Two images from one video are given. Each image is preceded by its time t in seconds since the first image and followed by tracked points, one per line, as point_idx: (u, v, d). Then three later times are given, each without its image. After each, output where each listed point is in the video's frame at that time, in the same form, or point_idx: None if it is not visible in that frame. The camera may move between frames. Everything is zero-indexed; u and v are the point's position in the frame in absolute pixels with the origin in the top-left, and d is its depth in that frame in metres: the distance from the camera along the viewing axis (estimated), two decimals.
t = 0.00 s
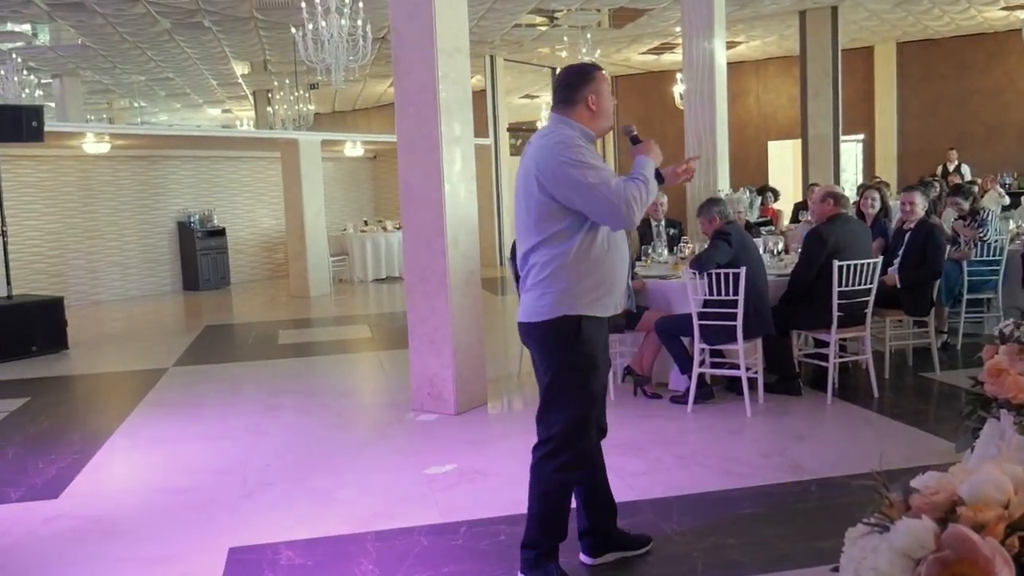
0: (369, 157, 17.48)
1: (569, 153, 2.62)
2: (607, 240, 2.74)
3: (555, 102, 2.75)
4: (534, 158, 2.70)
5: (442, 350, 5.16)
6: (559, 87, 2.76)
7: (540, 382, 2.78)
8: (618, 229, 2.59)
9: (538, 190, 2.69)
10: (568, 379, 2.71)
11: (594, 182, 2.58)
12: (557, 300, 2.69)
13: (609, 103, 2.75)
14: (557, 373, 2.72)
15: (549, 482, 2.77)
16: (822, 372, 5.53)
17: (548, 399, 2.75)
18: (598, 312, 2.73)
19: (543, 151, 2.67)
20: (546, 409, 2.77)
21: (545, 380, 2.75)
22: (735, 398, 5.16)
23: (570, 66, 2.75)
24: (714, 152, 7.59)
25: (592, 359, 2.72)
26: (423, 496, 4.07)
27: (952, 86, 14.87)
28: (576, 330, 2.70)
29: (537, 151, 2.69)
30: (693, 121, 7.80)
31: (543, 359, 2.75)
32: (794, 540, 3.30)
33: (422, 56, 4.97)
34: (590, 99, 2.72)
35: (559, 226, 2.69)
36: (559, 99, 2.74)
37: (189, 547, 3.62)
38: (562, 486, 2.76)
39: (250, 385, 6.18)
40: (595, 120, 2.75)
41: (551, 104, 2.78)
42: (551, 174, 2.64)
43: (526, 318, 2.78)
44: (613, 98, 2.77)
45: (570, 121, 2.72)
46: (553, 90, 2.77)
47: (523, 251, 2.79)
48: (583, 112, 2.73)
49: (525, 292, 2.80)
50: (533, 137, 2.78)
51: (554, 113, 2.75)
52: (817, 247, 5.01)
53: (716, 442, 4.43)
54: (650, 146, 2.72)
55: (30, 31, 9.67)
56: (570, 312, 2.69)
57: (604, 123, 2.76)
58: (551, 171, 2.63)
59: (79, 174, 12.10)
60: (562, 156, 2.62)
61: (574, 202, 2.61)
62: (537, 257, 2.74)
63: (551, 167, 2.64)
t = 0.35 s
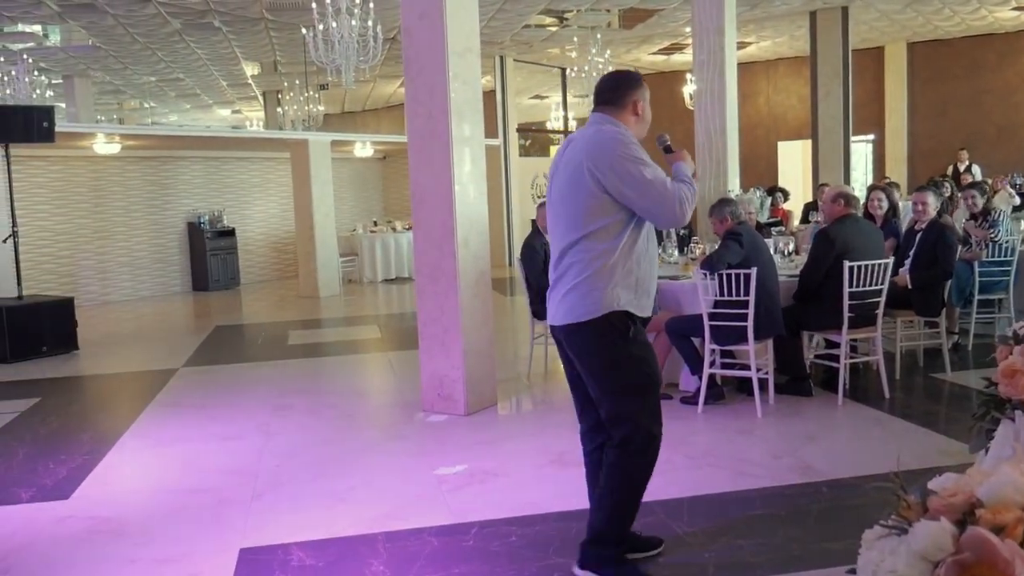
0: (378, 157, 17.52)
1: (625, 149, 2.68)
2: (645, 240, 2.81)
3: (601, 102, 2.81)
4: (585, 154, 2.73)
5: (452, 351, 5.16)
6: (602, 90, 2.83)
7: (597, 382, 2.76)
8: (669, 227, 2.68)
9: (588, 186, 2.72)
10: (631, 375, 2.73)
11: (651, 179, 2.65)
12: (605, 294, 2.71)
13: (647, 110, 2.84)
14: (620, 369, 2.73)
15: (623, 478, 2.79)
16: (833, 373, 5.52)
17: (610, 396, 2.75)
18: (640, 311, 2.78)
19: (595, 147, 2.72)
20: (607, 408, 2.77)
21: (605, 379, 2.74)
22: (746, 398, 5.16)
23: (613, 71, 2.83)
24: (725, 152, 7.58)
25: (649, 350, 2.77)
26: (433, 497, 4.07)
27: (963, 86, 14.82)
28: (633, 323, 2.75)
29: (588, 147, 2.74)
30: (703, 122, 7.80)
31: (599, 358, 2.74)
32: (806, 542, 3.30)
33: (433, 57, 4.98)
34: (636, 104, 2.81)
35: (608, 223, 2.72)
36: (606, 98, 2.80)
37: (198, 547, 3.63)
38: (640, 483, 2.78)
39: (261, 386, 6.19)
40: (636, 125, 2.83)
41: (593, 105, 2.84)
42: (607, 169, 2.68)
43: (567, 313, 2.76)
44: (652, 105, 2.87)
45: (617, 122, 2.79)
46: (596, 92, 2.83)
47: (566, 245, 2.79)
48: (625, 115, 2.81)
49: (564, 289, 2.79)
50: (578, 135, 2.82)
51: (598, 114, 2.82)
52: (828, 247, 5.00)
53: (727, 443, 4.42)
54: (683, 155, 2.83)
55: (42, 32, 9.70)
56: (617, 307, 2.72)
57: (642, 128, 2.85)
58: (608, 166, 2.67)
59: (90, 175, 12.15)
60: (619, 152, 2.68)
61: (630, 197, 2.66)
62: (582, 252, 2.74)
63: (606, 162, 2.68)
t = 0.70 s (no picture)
0: (381, 158, 17.54)
1: (667, 147, 2.64)
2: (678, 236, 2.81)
3: (626, 98, 2.77)
4: (625, 152, 2.67)
5: (455, 352, 5.16)
6: (625, 84, 2.79)
7: (627, 384, 2.72)
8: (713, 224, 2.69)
9: (631, 185, 2.66)
10: (663, 378, 2.70)
11: (695, 177, 2.64)
12: (650, 295, 2.70)
13: (666, 103, 2.84)
14: (653, 372, 2.70)
15: (648, 482, 2.75)
16: (836, 374, 5.51)
17: (641, 398, 2.71)
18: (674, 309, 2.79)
19: (635, 146, 2.66)
20: (635, 410, 2.72)
21: (636, 381, 2.70)
22: (748, 399, 5.15)
23: (634, 64, 2.80)
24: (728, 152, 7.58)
25: (680, 356, 2.76)
26: (436, 498, 4.07)
27: (965, 87, 14.83)
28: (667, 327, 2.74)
29: (627, 145, 2.68)
30: (706, 124, 7.82)
31: (631, 358, 2.71)
32: (809, 543, 3.29)
33: (436, 57, 4.98)
34: (657, 99, 2.79)
35: (651, 223, 2.70)
36: (631, 94, 2.77)
37: (201, 548, 3.63)
38: (665, 486, 2.74)
39: (264, 387, 6.19)
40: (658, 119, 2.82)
41: (617, 99, 2.79)
42: (650, 168, 2.64)
43: (611, 316, 2.72)
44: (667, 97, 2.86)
45: (644, 118, 2.77)
46: (619, 86, 2.79)
47: (606, 248, 2.73)
48: (649, 110, 2.79)
49: (604, 291, 2.74)
50: (605, 132, 2.76)
51: (624, 109, 2.77)
52: (831, 248, 4.99)
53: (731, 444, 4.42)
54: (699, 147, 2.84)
55: (44, 32, 9.71)
56: (661, 307, 2.72)
57: (661, 121, 2.85)
58: (653, 166, 2.63)
59: (92, 176, 12.16)
60: (662, 152, 2.63)
61: (676, 197, 2.64)
62: (625, 254, 2.71)
63: (648, 162, 2.64)
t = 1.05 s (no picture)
0: (378, 159, 17.54)
1: (683, 147, 2.65)
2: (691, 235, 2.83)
3: (634, 99, 2.77)
4: (641, 153, 2.66)
5: (453, 353, 5.15)
6: (632, 83, 2.78)
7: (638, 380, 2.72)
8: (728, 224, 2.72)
9: (650, 186, 2.65)
10: (675, 379, 2.71)
11: (711, 176, 2.65)
12: (670, 295, 2.72)
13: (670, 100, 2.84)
14: (665, 371, 2.70)
15: (651, 480, 2.74)
16: (835, 376, 5.52)
17: (653, 396, 2.71)
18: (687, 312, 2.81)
19: (651, 146, 2.66)
20: (644, 407, 2.72)
21: (651, 377, 2.71)
22: (747, 401, 5.15)
23: (639, 62, 2.79)
24: (726, 153, 7.58)
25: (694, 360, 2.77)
26: (435, 499, 4.06)
27: (962, 89, 14.86)
28: (683, 330, 2.76)
29: (643, 146, 2.67)
30: (704, 125, 7.85)
31: (647, 355, 2.71)
32: (809, 544, 3.29)
33: (434, 58, 4.98)
34: (663, 97, 2.80)
35: (669, 224, 2.70)
36: (639, 94, 2.77)
37: (199, 549, 3.61)
38: (668, 485, 2.74)
39: (262, 387, 6.17)
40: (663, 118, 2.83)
41: (624, 100, 2.78)
42: (668, 169, 2.64)
43: (632, 319, 2.71)
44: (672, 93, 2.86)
45: (653, 118, 2.77)
46: (625, 87, 2.78)
47: (624, 250, 2.72)
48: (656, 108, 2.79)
49: (624, 294, 2.72)
50: (615, 133, 2.75)
51: (633, 110, 2.77)
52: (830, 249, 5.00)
53: (729, 446, 4.42)
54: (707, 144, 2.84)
55: (41, 33, 9.68)
56: (681, 308, 2.74)
57: (666, 119, 2.86)
58: (672, 168, 2.63)
59: (89, 176, 12.12)
60: (679, 152, 2.64)
61: (695, 197, 2.65)
62: (644, 255, 2.70)
63: (665, 162, 2.64)
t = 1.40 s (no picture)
0: (369, 161, 17.52)
1: (672, 153, 2.65)
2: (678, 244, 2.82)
3: (628, 104, 2.78)
4: (630, 156, 2.67)
5: (444, 356, 5.14)
6: (628, 87, 2.78)
7: (628, 389, 2.71)
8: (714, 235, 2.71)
9: (637, 191, 2.66)
10: (665, 387, 2.70)
11: (701, 185, 2.66)
12: (653, 301, 2.71)
13: (666, 107, 2.84)
14: (655, 379, 2.70)
15: (643, 488, 2.74)
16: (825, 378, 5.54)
17: (641, 404, 2.70)
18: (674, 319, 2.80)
19: (641, 150, 2.66)
20: (635, 415, 2.72)
21: (639, 384, 2.70)
22: (738, 404, 5.16)
23: (635, 68, 2.80)
24: (716, 155, 7.60)
25: (680, 367, 2.76)
26: (426, 503, 4.05)
27: (951, 91, 14.93)
28: (668, 336, 2.75)
29: (633, 149, 2.68)
30: (695, 128, 7.84)
31: (634, 363, 2.70)
32: (800, 547, 3.29)
33: (425, 60, 4.97)
34: (656, 103, 2.80)
35: (655, 230, 2.70)
36: (633, 98, 2.78)
37: (188, 554, 3.59)
38: (659, 492, 2.74)
39: (251, 391, 6.15)
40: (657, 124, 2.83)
41: (619, 104, 2.79)
42: (658, 173, 2.64)
43: (615, 323, 2.70)
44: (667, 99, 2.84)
45: (646, 124, 2.77)
46: (620, 90, 2.79)
47: (609, 252, 2.71)
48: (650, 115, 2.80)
49: (608, 297, 2.71)
50: (608, 136, 2.75)
51: (627, 114, 2.78)
52: (820, 252, 5.01)
53: (720, 448, 4.42)
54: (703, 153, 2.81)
55: (30, 34, 9.64)
56: (664, 315, 2.74)
57: (661, 124, 2.85)
58: (660, 173, 2.64)
59: (79, 178, 12.06)
60: (669, 158, 2.64)
61: (682, 204, 2.66)
62: (628, 259, 2.70)
63: (657, 168, 2.65)
